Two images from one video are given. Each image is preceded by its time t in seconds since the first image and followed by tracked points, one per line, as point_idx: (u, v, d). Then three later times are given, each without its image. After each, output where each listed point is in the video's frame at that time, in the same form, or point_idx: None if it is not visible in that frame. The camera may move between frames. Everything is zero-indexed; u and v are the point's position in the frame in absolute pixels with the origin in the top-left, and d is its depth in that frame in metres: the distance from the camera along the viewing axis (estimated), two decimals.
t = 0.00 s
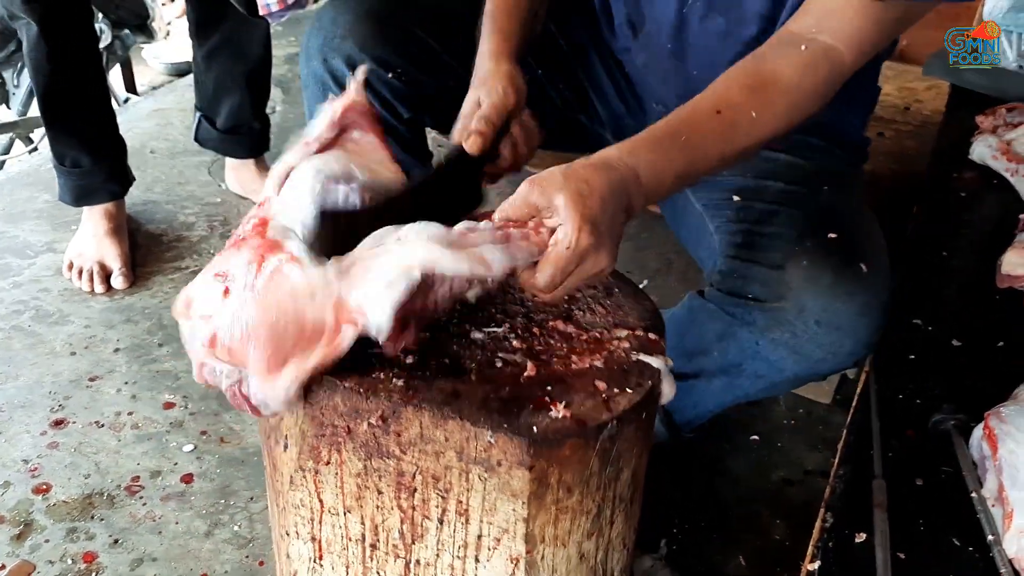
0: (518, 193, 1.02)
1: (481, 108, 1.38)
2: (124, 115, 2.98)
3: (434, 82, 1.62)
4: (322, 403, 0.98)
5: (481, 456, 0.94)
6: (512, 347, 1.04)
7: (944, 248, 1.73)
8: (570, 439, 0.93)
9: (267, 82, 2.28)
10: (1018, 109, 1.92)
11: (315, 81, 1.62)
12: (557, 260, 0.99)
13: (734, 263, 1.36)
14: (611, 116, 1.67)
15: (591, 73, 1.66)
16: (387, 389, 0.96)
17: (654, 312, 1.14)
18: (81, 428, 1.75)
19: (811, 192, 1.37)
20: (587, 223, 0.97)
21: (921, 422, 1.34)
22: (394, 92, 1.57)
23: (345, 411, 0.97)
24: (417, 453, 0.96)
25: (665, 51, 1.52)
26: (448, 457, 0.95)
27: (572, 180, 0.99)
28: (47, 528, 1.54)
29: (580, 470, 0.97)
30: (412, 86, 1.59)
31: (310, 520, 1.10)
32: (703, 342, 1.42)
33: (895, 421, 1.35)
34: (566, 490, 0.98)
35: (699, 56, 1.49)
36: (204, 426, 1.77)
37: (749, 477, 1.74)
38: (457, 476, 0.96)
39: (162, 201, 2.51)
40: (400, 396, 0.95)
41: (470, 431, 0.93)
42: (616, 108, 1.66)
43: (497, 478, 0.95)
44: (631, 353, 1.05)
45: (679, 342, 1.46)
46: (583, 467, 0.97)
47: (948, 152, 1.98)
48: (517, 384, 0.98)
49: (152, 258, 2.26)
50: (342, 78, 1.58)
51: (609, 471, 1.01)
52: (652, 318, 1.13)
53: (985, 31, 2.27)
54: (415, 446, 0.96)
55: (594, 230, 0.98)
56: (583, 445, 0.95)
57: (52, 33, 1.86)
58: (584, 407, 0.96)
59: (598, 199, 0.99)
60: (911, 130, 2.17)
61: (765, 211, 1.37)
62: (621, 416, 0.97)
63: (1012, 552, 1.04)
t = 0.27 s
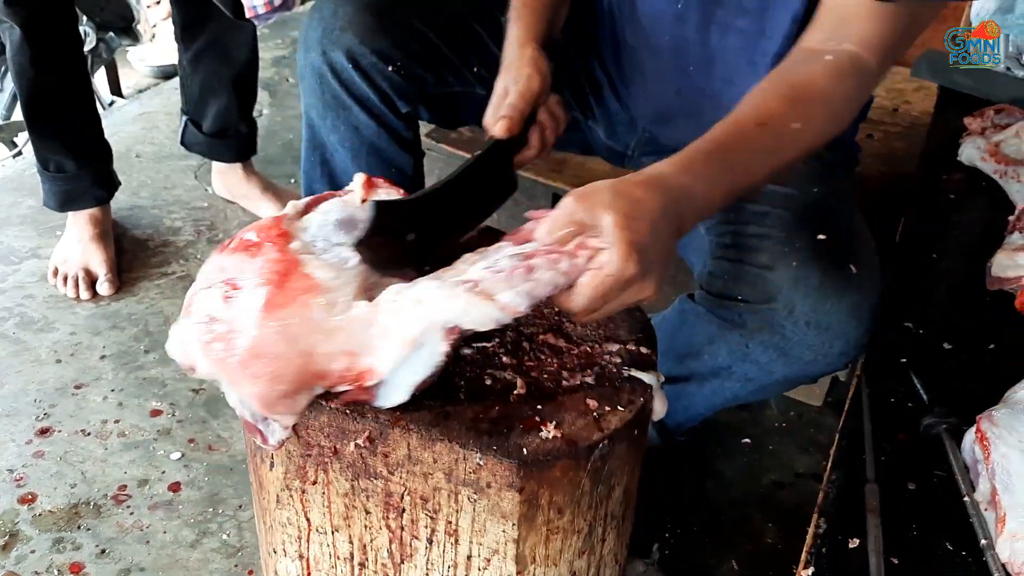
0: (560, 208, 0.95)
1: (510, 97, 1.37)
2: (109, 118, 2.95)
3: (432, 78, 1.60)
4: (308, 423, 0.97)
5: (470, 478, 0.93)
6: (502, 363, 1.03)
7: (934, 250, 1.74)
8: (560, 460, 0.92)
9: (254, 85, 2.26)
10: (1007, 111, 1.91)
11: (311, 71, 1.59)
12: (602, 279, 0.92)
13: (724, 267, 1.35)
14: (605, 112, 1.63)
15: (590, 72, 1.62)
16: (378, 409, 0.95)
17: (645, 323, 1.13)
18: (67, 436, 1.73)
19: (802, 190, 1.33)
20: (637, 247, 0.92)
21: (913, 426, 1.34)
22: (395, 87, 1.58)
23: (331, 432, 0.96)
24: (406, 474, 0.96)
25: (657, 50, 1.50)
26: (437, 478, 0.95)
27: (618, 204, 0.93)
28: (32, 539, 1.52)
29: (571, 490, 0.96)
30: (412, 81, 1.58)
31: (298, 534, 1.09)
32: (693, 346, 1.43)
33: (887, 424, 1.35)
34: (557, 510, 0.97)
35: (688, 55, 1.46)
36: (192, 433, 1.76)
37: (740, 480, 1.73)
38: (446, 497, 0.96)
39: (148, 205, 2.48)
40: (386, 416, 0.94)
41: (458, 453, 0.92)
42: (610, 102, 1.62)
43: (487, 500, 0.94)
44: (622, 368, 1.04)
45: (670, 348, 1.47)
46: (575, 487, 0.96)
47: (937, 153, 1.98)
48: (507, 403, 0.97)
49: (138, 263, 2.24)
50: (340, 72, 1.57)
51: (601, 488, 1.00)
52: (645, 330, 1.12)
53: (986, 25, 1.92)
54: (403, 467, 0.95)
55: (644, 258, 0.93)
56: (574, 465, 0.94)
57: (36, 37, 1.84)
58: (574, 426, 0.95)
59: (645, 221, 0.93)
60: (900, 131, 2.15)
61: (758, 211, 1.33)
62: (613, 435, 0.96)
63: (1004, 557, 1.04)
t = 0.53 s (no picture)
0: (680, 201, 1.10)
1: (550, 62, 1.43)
2: (97, 122, 2.93)
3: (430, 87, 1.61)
4: (298, 427, 0.96)
5: (462, 483, 0.93)
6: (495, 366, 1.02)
7: (925, 252, 1.74)
8: (552, 465, 0.92)
9: (243, 89, 2.25)
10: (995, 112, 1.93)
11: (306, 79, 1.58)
12: (731, 262, 1.07)
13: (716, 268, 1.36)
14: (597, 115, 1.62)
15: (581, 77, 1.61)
16: (366, 417, 0.93)
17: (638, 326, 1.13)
18: (56, 443, 1.72)
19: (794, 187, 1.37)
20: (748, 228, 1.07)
21: (905, 426, 1.34)
22: (392, 94, 1.58)
23: (321, 438, 0.96)
24: (397, 481, 0.95)
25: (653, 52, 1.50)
26: (428, 484, 0.94)
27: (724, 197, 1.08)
28: (21, 547, 1.51)
29: (564, 495, 0.96)
30: (408, 88, 1.59)
31: (289, 540, 1.08)
32: (686, 345, 1.42)
33: (880, 425, 1.35)
34: (549, 515, 0.97)
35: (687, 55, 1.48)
36: (182, 439, 1.75)
37: (732, 481, 1.73)
38: (438, 502, 0.95)
39: (137, 209, 2.47)
40: (377, 422, 0.92)
41: (450, 459, 0.91)
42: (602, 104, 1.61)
43: (479, 505, 0.94)
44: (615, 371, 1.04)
45: (662, 347, 1.45)
46: (567, 491, 0.96)
47: (926, 155, 1.98)
48: (499, 408, 0.97)
49: (127, 268, 2.23)
50: (335, 79, 1.56)
51: (594, 492, 1.00)
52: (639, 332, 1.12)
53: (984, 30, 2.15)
54: (394, 474, 0.95)
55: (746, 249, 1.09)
56: (566, 470, 0.94)
57: (22, 41, 1.82)
58: (565, 430, 0.95)
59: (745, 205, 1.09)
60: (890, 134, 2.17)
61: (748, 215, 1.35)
62: (605, 439, 0.95)
63: (996, 558, 1.04)
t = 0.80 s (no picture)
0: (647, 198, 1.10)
1: None
2: (84, 126, 2.92)
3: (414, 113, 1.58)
4: (282, 430, 0.96)
5: (447, 486, 0.93)
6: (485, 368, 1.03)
7: (910, 251, 1.74)
8: (537, 467, 0.92)
9: (230, 92, 2.25)
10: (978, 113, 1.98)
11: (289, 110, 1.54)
12: (704, 257, 1.08)
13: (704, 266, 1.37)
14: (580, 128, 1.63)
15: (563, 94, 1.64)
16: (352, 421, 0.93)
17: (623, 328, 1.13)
18: (41, 448, 1.71)
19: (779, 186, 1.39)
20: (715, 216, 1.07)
21: (890, 426, 1.34)
22: (376, 123, 1.55)
23: (305, 442, 0.95)
24: (381, 484, 0.95)
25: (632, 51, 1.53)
26: (413, 487, 0.94)
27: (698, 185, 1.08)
28: (5, 553, 1.50)
29: (548, 497, 0.96)
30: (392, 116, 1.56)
31: (275, 545, 1.08)
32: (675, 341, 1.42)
33: (864, 426, 1.35)
34: (534, 518, 0.97)
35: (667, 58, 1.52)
36: (168, 443, 1.74)
37: (720, 482, 1.74)
38: (423, 505, 0.95)
39: (123, 213, 2.46)
40: (360, 426, 0.92)
41: (434, 462, 0.91)
42: (584, 119, 1.63)
43: (464, 508, 0.94)
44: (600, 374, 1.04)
45: (654, 344, 1.45)
46: (553, 493, 0.96)
47: (911, 155, 2.00)
48: (485, 411, 0.97)
49: (113, 271, 2.22)
50: (318, 109, 1.53)
51: (579, 494, 1.00)
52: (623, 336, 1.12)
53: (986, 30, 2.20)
54: (379, 477, 0.95)
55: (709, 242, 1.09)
56: (551, 472, 0.93)
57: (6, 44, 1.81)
58: (550, 433, 0.95)
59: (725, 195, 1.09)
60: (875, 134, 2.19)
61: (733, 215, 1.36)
62: (590, 441, 0.95)
63: (979, 556, 1.04)
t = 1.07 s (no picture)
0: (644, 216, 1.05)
1: None
2: (72, 129, 2.91)
3: (383, 137, 1.58)
4: (270, 427, 0.96)
5: (434, 481, 0.93)
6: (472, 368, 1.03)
7: (893, 251, 1.75)
8: (524, 461, 0.92)
9: (218, 94, 2.25)
10: (961, 113, 1.99)
11: (251, 130, 1.57)
12: (707, 260, 1.03)
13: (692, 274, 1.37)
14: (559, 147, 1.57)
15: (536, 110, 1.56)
16: (339, 417, 0.93)
17: (608, 326, 1.14)
18: (30, 451, 1.71)
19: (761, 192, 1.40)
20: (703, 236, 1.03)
21: (872, 425, 1.37)
22: (342, 143, 1.56)
23: (294, 439, 0.96)
24: (369, 479, 0.96)
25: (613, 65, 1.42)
26: (401, 483, 0.95)
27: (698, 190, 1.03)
28: None
29: (535, 491, 0.97)
30: (360, 138, 1.57)
31: (262, 544, 1.08)
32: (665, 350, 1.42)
33: (847, 425, 1.38)
34: (521, 511, 0.97)
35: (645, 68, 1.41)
36: (158, 445, 1.74)
37: (707, 480, 1.75)
38: (410, 501, 0.96)
39: (112, 215, 2.46)
40: (349, 421, 0.93)
41: (422, 456, 0.92)
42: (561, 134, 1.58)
43: (451, 502, 0.94)
44: (586, 369, 1.05)
45: (646, 355, 1.45)
46: (539, 486, 0.97)
47: (896, 155, 2.01)
48: (471, 407, 0.98)
49: (102, 274, 2.22)
50: (281, 131, 1.55)
51: (566, 488, 1.01)
52: (608, 333, 1.13)
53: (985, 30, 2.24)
54: (367, 473, 0.95)
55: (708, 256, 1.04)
56: (538, 465, 0.94)
57: None
58: (536, 426, 0.96)
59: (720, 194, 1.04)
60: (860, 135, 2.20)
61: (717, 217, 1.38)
62: (576, 434, 0.96)
63: (961, 551, 1.06)
